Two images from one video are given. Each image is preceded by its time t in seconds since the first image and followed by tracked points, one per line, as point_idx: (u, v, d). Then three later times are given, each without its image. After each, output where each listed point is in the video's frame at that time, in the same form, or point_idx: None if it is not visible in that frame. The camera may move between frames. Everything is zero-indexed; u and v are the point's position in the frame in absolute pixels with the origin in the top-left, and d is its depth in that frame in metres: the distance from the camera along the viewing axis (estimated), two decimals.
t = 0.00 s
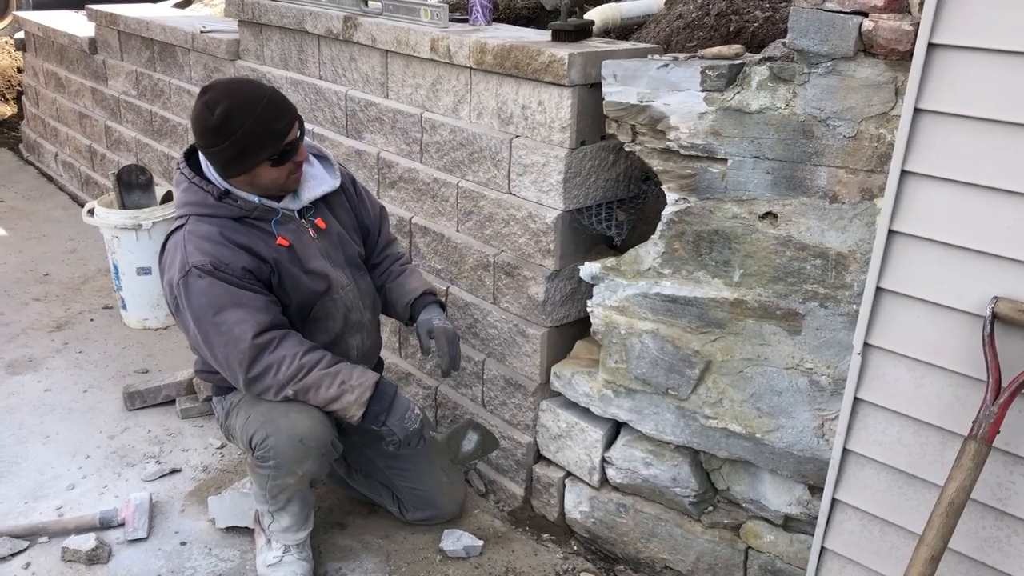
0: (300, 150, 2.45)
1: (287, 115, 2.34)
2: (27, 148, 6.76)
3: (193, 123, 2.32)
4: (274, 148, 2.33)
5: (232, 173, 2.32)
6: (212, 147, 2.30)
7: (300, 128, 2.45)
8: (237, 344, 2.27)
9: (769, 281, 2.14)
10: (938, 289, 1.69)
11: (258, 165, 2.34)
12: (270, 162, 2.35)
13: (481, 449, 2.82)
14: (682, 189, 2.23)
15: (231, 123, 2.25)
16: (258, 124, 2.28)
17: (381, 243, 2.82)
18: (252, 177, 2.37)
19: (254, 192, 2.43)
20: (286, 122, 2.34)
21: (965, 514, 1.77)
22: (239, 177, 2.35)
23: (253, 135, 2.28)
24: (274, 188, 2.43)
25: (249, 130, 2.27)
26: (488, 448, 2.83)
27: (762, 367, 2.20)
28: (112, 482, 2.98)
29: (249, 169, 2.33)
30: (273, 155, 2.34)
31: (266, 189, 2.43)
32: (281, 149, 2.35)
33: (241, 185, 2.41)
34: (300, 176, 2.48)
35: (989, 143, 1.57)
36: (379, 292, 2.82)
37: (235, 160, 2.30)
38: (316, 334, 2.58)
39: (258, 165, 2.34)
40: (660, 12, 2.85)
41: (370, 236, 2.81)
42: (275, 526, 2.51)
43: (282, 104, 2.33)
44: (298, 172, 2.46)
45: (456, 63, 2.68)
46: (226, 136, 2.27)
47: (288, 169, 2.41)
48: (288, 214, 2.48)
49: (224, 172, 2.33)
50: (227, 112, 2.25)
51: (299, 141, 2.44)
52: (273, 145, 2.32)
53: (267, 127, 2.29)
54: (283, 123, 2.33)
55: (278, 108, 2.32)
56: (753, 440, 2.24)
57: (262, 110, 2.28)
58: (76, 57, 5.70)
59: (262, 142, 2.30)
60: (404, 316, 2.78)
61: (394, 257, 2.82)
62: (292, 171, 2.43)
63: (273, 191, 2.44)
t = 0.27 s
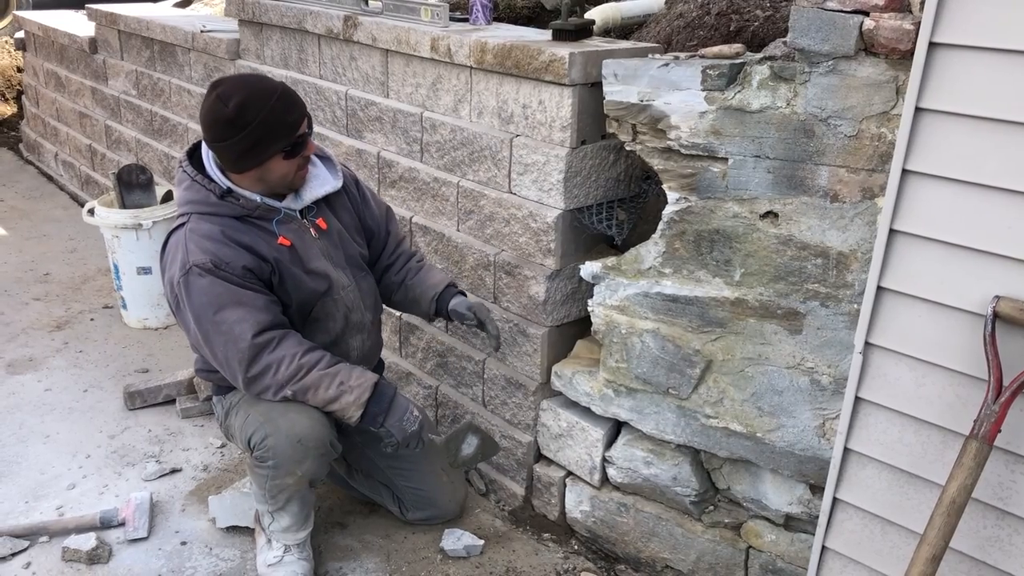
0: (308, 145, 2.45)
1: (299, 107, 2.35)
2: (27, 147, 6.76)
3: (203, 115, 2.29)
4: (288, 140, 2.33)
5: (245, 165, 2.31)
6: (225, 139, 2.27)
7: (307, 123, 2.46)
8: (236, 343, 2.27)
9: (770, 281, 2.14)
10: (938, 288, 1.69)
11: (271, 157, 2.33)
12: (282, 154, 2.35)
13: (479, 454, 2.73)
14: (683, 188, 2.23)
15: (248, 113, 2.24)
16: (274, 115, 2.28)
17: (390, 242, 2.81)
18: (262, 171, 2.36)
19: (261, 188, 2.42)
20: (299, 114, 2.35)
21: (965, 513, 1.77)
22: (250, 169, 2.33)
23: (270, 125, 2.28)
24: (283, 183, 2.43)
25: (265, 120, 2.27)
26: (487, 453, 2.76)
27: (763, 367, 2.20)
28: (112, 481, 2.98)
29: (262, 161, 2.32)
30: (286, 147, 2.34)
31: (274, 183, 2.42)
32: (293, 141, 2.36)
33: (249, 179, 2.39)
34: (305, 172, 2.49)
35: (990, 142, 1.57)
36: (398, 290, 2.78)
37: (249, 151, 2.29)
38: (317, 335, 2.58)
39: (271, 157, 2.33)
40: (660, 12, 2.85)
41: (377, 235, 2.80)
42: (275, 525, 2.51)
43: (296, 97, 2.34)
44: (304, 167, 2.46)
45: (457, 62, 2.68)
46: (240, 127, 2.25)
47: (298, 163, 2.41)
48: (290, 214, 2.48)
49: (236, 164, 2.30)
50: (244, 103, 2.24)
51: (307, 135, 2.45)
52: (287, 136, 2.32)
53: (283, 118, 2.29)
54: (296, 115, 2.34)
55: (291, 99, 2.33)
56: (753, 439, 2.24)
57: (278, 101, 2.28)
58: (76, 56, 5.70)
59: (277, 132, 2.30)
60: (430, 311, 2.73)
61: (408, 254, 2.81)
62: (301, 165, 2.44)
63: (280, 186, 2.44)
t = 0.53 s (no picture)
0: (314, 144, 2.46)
1: (306, 106, 2.36)
2: (26, 147, 6.76)
3: (211, 112, 2.30)
4: (295, 137, 2.34)
5: (251, 162, 2.31)
6: (232, 134, 2.28)
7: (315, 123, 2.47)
8: (238, 342, 2.27)
9: (770, 280, 2.14)
10: (938, 288, 1.69)
11: (277, 154, 2.33)
12: (289, 152, 2.35)
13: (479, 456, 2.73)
14: (683, 188, 2.22)
15: (257, 108, 2.25)
16: (283, 112, 2.29)
17: (393, 242, 2.81)
18: (268, 168, 2.36)
19: (266, 186, 2.42)
20: (306, 112, 2.36)
21: (965, 513, 1.77)
22: (256, 166, 2.33)
23: (279, 121, 2.29)
24: (287, 182, 2.42)
25: (273, 117, 2.28)
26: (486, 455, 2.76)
27: (763, 366, 2.20)
28: (112, 481, 2.98)
29: (269, 158, 2.32)
30: (293, 145, 2.35)
31: (279, 182, 2.41)
32: (301, 140, 2.36)
33: (254, 176, 2.39)
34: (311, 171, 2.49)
35: (990, 141, 1.57)
36: (401, 289, 2.77)
37: (256, 147, 2.29)
38: (318, 334, 2.58)
39: (278, 154, 2.33)
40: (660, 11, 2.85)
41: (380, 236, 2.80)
42: (275, 525, 2.51)
43: (304, 96, 2.35)
44: (310, 166, 2.47)
45: (456, 62, 2.68)
46: (248, 124, 2.26)
47: (304, 162, 2.41)
48: (292, 214, 2.48)
49: (243, 160, 2.31)
50: (254, 98, 2.25)
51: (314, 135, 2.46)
52: (294, 133, 2.33)
53: (291, 115, 2.30)
54: (304, 114, 2.35)
55: (300, 97, 2.34)
56: (753, 439, 2.23)
57: (287, 98, 2.30)
58: (75, 56, 5.69)
59: (284, 129, 2.30)
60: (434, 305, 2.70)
61: (410, 252, 2.80)
62: (306, 165, 2.44)
63: (285, 186, 2.43)
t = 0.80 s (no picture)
0: (319, 143, 2.45)
1: (310, 101, 2.37)
2: (26, 147, 6.75)
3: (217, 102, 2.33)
4: (296, 131, 2.34)
5: (250, 153, 2.32)
6: (234, 124, 2.30)
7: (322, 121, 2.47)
8: (238, 338, 2.27)
9: (770, 279, 2.14)
10: (938, 287, 1.69)
11: (278, 146, 2.34)
12: (289, 146, 2.35)
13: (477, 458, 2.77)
14: (683, 187, 2.22)
15: (258, 99, 2.27)
16: (285, 104, 2.30)
17: (415, 247, 2.75)
18: (268, 162, 2.37)
19: (268, 182, 2.43)
20: (309, 107, 2.36)
21: (965, 512, 1.77)
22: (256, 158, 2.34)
23: (280, 113, 2.30)
24: (288, 177, 2.42)
25: (274, 108, 2.29)
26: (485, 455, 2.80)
27: (763, 366, 2.19)
28: (111, 481, 2.97)
29: (267, 150, 2.33)
30: (294, 139, 2.35)
31: (279, 177, 2.41)
32: (302, 135, 2.36)
33: (255, 169, 2.40)
34: (315, 170, 2.48)
35: (989, 140, 1.57)
36: (433, 296, 2.72)
37: (257, 138, 2.31)
38: (317, 335, 2.58)
39: (277, 147, 2.34)
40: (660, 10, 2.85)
41: (394, 239, 2.75)
42: (274, 525, 2.51)
43: (308, 91, 2.36)
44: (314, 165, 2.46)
45: (455, 61, 2.67)
46: (249, 113, 2.28)
47: (305, 158, 2.40)
48: (296, 213, 2.48)
49: (243, 151, 2.32)
50: (256, 89, 2.27)
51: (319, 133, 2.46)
52: (295, 127, 2.33)
53: (291, 108, 2.31)
54: (307, 109, 2.35)
55: (303, 92, 2.35)
56: (753, 438, 2.23)
57: (290, 91, 2.31)
58: (74, 56, 5.69)
59: (284, 122, 2.31)
60: (469, 316, 2.65)
61: (436, 257, 2.74)
62: (308, 162, 2.43)
63: (285, 181, 2.43)
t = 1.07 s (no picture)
0: (333, 139, 2.47)
1: (327, 93, 2.39)
2: (26, 146, 6.75)
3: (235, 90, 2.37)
4: (309, 120, 2.36)
5: (263, 140, 2.35)
6: (249, 110, 2.33)
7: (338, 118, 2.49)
8: (227, 331, 2.28)
9: (769, 278, 2.14)
10: (937, 286, 1.69)
11: (290, 134, 2.36)
12: (301, 135, 2.37)
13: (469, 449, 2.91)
14: (682, 185, 2.22)
15: (274, 84, 2.30)
16: (301, 92, 2.33)
17: (429, 266, 2.72)
18: (280, 151, 2.39)
19: (280, 174, 2.45)
20: (326, 100, 2.39)
21: (965, 511, 1.77)
22: (268, 145, 2.37)
23: (294, 100, 2.32)
24: (299, 169, 2.43)
25: (289, 95, 2.31)
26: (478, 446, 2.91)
27: (763, 365, 2.19)
28: (111, 480, 2.98)
29: (280, 137, 2.35)
30: (306, 127, 2.37)
31: (290, 167, 2.43)
32: (315, 125, 2.38)
33: (267, 158, 2.42)
34: (328, 167, 2.49)
35: (989, 139, 1.56)
36: (443, 318, 2.69)
37: (270, 123, 2.33)
38: (314, 336, 2.57)
39: (290, 135, 2.36)
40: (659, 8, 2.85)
41: (407, 253, 2.73)
42: (270, 525, 2.51)
43: (325, 84, 2.38)
44: (327, 160, 2.47)
45: (455, 60, 2.67)
46: (263, 99, 2.31)
47: (316, 150, 2.42)
48: (305, 212, 2.48)
49: (256, 137, 2.35)
50: (274, 75, 2.31)
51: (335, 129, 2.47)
52: (308, 116, 2.35)
53: (306, 97, 2.33)
54: (322, 100, 2.37)
55: (320, 84, 2.37)
56: (753, 437, 2.23)
57: (307, 80, 2.34)
58: (74, 55, 5.68)
59: (298, 110, 2.33)
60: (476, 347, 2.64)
61: (451, 279, 2.71)
62: (320, 155, 2.44)
63: (296, 172, 2.44)
